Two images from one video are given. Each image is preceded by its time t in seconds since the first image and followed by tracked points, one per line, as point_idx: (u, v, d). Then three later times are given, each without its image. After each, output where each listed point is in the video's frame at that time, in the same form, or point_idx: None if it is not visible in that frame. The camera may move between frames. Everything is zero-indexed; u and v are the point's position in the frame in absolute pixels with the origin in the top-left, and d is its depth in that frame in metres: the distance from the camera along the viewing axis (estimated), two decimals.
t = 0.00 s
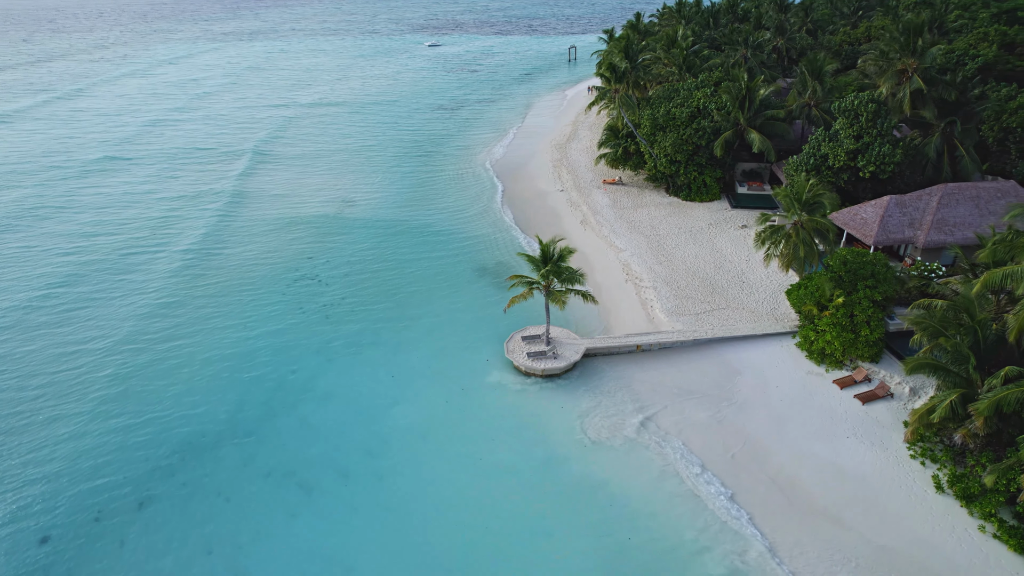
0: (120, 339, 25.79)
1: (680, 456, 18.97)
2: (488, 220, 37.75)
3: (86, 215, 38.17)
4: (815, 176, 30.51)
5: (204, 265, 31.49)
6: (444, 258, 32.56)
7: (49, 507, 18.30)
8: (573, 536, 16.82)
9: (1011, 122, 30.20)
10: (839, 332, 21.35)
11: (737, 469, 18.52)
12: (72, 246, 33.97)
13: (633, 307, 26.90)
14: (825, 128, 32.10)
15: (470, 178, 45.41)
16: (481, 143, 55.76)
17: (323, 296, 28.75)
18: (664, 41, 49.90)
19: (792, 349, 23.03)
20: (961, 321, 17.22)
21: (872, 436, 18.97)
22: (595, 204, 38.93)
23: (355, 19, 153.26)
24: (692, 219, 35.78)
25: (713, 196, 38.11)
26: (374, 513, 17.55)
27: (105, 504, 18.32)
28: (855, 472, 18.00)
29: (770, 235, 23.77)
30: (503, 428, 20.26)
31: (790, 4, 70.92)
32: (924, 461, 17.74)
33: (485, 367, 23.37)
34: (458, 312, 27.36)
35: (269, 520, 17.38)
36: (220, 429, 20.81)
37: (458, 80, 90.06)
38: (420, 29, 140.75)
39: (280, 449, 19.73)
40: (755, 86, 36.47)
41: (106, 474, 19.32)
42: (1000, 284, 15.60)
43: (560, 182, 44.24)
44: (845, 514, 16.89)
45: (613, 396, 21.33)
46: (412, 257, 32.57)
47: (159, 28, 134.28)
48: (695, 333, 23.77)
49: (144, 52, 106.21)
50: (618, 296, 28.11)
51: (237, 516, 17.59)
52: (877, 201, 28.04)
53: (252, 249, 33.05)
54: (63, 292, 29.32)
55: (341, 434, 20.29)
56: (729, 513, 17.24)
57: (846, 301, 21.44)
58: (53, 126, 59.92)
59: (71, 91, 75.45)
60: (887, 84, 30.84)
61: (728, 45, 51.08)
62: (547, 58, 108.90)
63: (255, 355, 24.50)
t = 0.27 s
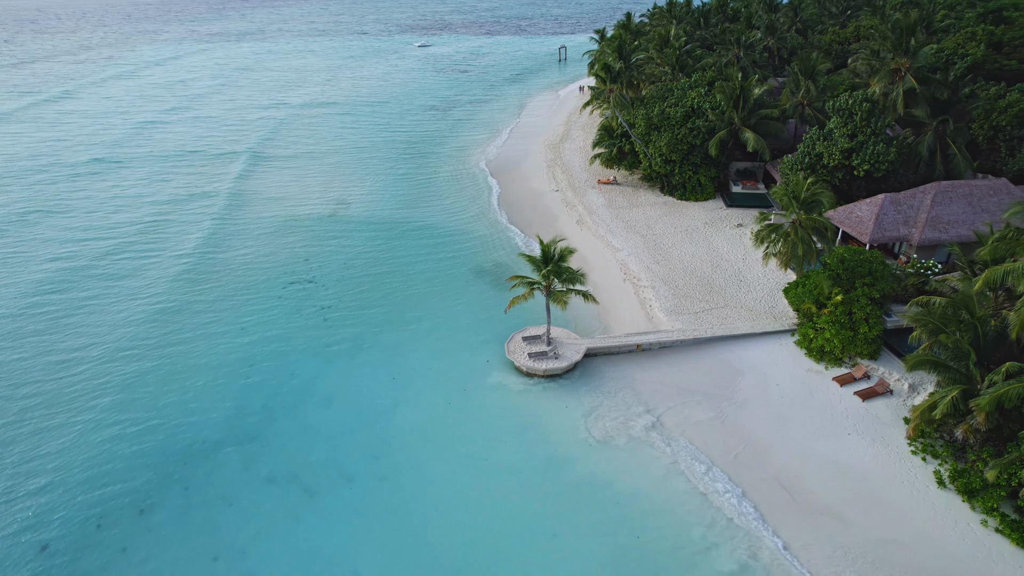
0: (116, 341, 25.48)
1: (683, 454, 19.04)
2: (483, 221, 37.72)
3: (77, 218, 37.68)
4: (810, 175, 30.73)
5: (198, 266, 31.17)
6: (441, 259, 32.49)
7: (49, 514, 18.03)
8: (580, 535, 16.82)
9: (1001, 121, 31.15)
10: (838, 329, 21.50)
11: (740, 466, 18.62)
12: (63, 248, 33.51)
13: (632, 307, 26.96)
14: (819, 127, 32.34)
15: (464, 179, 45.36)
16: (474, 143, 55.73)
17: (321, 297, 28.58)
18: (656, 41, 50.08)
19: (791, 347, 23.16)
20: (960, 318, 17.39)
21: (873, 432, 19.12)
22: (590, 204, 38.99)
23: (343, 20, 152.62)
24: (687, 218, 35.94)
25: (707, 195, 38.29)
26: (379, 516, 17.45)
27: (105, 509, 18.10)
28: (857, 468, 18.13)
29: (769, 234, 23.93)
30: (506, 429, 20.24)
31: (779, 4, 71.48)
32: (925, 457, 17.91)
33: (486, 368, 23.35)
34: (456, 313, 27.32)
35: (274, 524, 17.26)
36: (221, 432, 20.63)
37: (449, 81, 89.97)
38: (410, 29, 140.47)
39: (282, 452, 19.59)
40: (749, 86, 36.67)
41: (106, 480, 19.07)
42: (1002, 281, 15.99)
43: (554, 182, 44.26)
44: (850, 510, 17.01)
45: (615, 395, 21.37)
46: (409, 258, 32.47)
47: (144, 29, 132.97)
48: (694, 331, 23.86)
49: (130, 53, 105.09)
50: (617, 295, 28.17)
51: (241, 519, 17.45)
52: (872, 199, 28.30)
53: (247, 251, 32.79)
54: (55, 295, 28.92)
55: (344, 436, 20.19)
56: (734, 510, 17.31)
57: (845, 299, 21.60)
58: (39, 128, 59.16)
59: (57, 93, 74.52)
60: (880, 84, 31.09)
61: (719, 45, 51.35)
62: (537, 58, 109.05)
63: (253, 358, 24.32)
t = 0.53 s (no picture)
0: (113, 347, 25.25)
1: (687, 453, 19.10)
2: (479, 221, 37.67)
3: (68, 222, 37.28)
4: (805, 173, 30.92)
5: (194, 269, 30.96)
6: (438, 260, 32.42)
7: (50, 522, 17.87)
8: (587, 534, 16.83)
9: (991, 119, 31.76)
10: (837, 327, 21.64)
11: (744, 464, 18.71)
12: (55, 252, 33.15)
13: (631, 306, 27.02)
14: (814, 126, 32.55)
15: (459, 179, 45.28)
16: (468, 144, 55.67)
17: (319, 299, 28.44)
18: (650, 41, 50.22)
19: (790, 345, 23.29)
20: (960, 314, 17.58)
21: (874, 429, 19.26)
22: (586, 204, 39.03)
23: (332, 21, 151.99)
24: (683, 217, 36.07)
25: (703, 195, 38.45)
26: (385, 518, 17.39)
27: (108, 517, 17.93)
28: (860, 464, 18.26)
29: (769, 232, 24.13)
30: (510, 429, 20.24)
31: (769, 4, 71.92)
32: (926, 452, 18.07)
33: (487, 369, 23.33)
34: (456, 314, 27.28)
35: (279, 528, 17.16)
36: (222, 437, 20.49)
37: (440, 81, 89.82)
38: (400, 29, 140.12)
39: (285, 456, 19.48)
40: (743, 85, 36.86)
41: (108, 486, 18.92)
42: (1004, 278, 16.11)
43: (549, 182, 44.29)
44: (854, 506, 17.13)
45: (618, 394, 21.41)
46: (406, 260, 32.38)
47: (131, 30, 131.78)
48: (694, 330, 23.94)
49: (117, 55, 104.07)
50: (615, 295, 28.21)
51: (245, 524, 17.34)
52: (867, 198, 28.52)
53: (243, 253, 32.57)
54: (49, 301, 28.60)
55: (347, 439, 20.09)
56: (740, 507, 17.40)
57: (843, 297, 21.74)
58: (27, 131, 58.47)
59: (43, 96, 73.66)
60: (874, 83, 31.34)
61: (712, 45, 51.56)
62: (528, 58, 109.10)
63: (253, 361, 24.16)
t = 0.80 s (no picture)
0: (110, 352, 24.99)
1: (691, 451, 19.17)
2: (475, 222, 37.62)
3: (59, 226, 36.86)
4: (801, 172, 31.11)
5: (189, 273, 30.67)
6: (435, 261, 32.35)
7: (52, 530, 17.65)
8: (595, 534, 16.85)
9: (982, 118, 32.12)
10: (836, 325, 21.80)
11: (748, 462, 18.80)
12: (48, 257, 32.76)
13: (631, 306, 27.07)
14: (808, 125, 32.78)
15: (454, 180, 45.20)
16: (461, 144, 55.58)
17: (317, 301, 28.29)
18: (642, 41, 50.39)
19: (789, 343, 23.44)
20: (960, 311, 17.75)
21: (876, 425, 19.41)
22: (582, 204, 39.07)
23: (321, 21, 151.27)
24: (679, 217, 36.20)
25: (698, 194, 38.60)
26: (392, 521, 17.32)
27: (110, 523, 17.75)
28: (863, 461, 18.39)
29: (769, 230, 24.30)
30: (513, 430, 20.24)
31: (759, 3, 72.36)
32: (928, 448, 18.25)
33: (489, 370, 23.30)
34: (455, 315, 27.23)
35: (286, 532, 17.06)
36: (224, 441, 20.34)
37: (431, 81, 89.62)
38: (389, 30, 139.73)
39: (289, 459, 19.36)
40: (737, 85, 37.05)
41: (109, 493, 18.70)
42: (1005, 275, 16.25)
43: (544, 182, 44.34)
44: (858, 502, 17.26)
45: (620, 394, 21.45)
46: (403, 261, 32.27)
47: (116, 31, 130.49)
48: (695, 329, 24.01)
49: (103, 56, 102.99)
50: (614, 295, 28.26)
51: (251, 529, 17.23)
52: (863, 196, 28.75)
53: (239, 256, 32.35)
54: (42, 306, 28.26)
55: (351, 441, 20.01)
56: (745, 505, 17.49)
57: (842, 294, 21.90)
58: (13, 134, 57.72)
59: (28, 98, 72.76)
60: (868, 82, 31.57)
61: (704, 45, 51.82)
62: (519, 58, 109.12)
63: (253, 364, 24.00)
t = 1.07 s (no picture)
0: (106, 356, 24.72)
1: (695, 450, 19.23)
2: (472, 223, 37.57)
3: (51, 229, 36.45)
4: (796, 171, 31.32)
5: (184, 276, 30.41)
6: (432, 262, 32.28)
7: (54, 537, 17.46)
8: (602, 533, 16.86)
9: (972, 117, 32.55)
10: (836, 322, 21.91)
11: (751, 460, 18.88)
12: (39, 261, 32.37)
13: (630, 306, 27.12)
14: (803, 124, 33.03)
15: (448, 181, 45.15)
16: (455, 145, 55.52)
17: (315, 303, 28.14)
18: (636, 41, 50.55)
19: (789, 341, 23.56)
20: (961, 308, 17.91)
21: (877, 422, 19.54)
22: (578, 204, 39.13)
23: (309, 22, 150.61)
24: (675, 216, 36.36)
25: (693, 193, 38.76)
26: (398, 524, 17.25)
27: (113, 530, 17.55)
28: (866, 458, 18.51)
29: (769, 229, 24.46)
30: (517, 431, 20.19)
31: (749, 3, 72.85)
32: (930, 444, 18.38)
33: (490, 371, 23.27)
34: (455, 316, 27.17)
35: (292, 537, 16.94)
36: (225, 445, 20.16)
37: (422, 82, 89.47)
38: (379, 30, 139.37)
39: (292, 463, 19.23)
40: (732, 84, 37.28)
41: (110, 499, 18.50)
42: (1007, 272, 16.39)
43: (539, 182, 44.38)
44: (861, 498, 17.40)
45: (622, 394, 21.48)
46: (401, 262, 32.15)
47: (102, 32, 129.29)
48: (695, 328, 24.08)
49: (89, 58, 101.97)
50: (613, 294, 28.30)
51: (257, 533, 17.09)
52: (858, 195, 28.99)
53: (234, 259, 32.12)
54: (36, 311, 27.90)
55: (354, 443, 19.92)
56: (751, 503, 17.54)
57: (841, 293, 22.03)
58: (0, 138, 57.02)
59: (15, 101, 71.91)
60: (861, 81, 31.79)
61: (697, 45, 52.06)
62: (510, 58, 109.22)
63: (252, 368, 23.83)
